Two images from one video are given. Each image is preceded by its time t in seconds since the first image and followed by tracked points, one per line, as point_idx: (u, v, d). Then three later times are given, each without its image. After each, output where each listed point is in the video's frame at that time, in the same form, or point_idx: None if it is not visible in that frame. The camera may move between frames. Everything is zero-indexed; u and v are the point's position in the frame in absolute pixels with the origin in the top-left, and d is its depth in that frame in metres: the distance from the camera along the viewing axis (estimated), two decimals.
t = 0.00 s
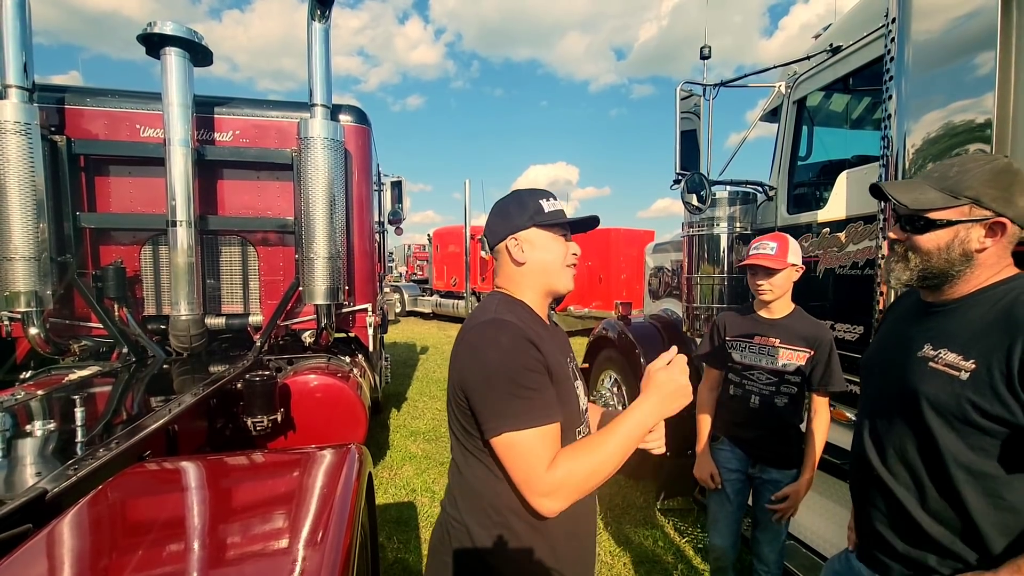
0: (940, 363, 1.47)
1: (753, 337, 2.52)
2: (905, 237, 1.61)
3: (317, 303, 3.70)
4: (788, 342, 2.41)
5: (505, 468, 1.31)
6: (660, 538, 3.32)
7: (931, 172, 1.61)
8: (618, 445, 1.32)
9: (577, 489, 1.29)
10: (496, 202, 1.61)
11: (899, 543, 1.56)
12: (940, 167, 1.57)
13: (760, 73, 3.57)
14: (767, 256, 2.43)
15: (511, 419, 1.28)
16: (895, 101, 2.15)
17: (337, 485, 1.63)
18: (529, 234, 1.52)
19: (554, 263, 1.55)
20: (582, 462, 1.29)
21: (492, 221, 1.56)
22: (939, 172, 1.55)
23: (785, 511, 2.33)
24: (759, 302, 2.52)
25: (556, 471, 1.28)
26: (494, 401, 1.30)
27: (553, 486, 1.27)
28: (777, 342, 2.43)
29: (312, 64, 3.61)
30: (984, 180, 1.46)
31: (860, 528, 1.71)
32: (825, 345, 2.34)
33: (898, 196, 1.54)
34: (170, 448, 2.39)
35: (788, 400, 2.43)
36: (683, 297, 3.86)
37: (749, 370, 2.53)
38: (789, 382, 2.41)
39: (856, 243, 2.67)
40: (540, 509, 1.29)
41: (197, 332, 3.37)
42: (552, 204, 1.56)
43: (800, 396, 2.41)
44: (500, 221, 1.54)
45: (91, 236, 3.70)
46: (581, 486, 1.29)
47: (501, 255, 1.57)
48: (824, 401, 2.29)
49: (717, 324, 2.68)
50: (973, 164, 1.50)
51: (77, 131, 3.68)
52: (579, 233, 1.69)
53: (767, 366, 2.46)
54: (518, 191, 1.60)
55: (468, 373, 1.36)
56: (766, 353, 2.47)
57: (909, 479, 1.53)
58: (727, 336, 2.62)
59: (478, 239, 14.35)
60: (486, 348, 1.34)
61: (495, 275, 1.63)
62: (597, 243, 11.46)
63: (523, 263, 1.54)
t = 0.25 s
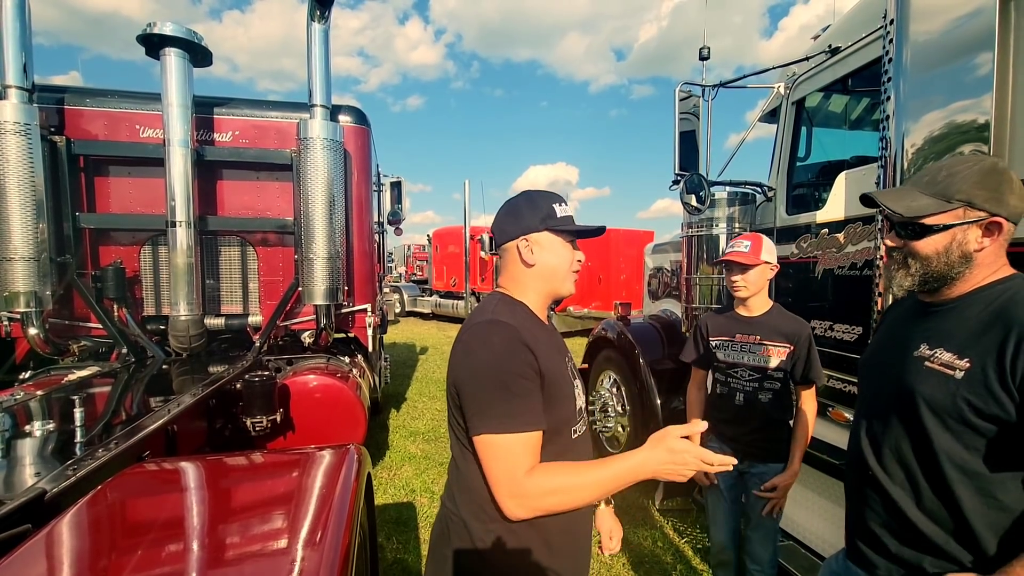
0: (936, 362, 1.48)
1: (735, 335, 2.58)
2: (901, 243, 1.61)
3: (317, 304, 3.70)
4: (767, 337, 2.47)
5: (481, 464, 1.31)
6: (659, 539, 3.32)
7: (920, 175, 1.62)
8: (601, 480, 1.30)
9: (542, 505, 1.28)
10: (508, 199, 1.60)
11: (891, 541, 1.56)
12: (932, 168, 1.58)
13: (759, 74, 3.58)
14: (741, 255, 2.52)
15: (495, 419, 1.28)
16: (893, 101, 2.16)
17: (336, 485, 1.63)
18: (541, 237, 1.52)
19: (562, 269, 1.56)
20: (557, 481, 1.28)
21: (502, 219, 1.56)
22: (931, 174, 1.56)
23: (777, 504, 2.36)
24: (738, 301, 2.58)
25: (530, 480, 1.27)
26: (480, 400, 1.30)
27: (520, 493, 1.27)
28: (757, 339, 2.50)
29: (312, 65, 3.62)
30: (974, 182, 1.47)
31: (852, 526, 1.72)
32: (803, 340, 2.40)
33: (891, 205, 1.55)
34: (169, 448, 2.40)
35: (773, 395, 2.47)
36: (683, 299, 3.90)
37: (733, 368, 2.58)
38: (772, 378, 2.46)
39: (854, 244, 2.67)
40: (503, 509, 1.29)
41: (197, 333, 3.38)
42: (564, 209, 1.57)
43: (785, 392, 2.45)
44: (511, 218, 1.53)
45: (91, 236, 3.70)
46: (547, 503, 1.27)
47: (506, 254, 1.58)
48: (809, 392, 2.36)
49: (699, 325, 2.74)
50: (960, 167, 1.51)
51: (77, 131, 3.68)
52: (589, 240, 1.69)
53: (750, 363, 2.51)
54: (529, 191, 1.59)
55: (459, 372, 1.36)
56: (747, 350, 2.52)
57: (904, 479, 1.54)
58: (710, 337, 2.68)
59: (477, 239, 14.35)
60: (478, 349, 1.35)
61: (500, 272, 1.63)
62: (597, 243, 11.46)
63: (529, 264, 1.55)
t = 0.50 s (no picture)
0: (938, 362, 1.48)
1: (719, 334, 2.59)
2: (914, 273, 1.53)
3: (316, 303, 3.70)
4: (751, 332, 2.50)
5: (474, 458, 1.33)
6: (659, 538, 3.32)
7: (904, 184, 1.60)
8: (587, 491, 1.30)
9: (525, 506, 1.28)
10: (524, 200, 1.60)
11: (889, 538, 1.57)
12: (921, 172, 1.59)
13: (759, 73, 3.57)
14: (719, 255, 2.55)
15: (490, 417, 1.29)
16: (893, 101, 2.16)
17: (335, 484, 1.63)
18: (551, 241, 1.52)
19: (570, 275, 1.56)
20: (546, 485, 1.28)
21: (517, 219, 1.56)
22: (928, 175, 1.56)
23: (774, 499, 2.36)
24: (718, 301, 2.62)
25: (517, 478, 1.28)
26: (478, 398, 1.31)
27: (507, 490, 1.28)
28: (741, 335, 2.52)
29: (312, 64, 3.62)
30: (961, 192, 1.47)
31: (852, 525, 1.72)
32: (785, 333, 2.44)
33: (911, 240, 1.47)
34: (169, 448, 2.40)
35: (761, 389, 2.48)
36: (682, 298, 3.95)
37: (720, 365, 2.59)
38: (758, 372, 2.48)
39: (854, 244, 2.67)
40: (488, 502, 1.30)
41: (197, 332, 3.38)
42: (578, 214, 1.55)
43: (773, 386, 2.46)
44: (523, 220, 1.53)
45: (91, 236, 3.70)
46: (531, 505, 1.28)
47: (518, 255, 1.58)
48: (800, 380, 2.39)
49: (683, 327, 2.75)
50: (939, 184, 1.50)
51: (77, 131, 3.68)
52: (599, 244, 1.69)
53: (736, 359, 2.53)
54: (545, 194, 1.59)
55: (461, 368, 1.37)
56: (731, 347, 2.54)
57: (905, 479, 1.54)
58: (695, 337, 2.68)
59: (478, 239, 14.36)
60: (481, 347, 1.36)
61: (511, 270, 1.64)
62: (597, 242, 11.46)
63: (538, 268, 1.55)
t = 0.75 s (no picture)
0: (935, 364, 1.47)
1: (713, 333, 2.59)
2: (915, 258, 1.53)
3: (316, 303, 3.70)
4: (744, 331, 2.50)
5: (480, 458, 1.33)
6: (659, 538, 3.32)
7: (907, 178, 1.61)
8: (591, 490, 1.30)
9: (530, 504, 1.28)
10: (529, 202, 1.60)
11: (888, 538, 1.57)
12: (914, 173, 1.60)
13: (759, 73, 3.57)
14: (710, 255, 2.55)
15: (496, 418, 1.29)
16: (893, 100, 2.16)
17: (334, 483, 1.63)
18: (550, 245, 1.52)
19: (570, 279, 1.56)
20: (550, 485, 1.28)
21: (521, 220, 1.56)
22: (930, 173, 1.55)
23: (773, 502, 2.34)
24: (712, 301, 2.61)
25: (524, 477, 1.28)
26: (484, 400, 1.31)
27: (512, 489, 1.28)
28: (734, 334, 2.53)
29: (311, 64, 3.62)
30: (973, 186, 1.48)
31: (852, 524, 1.72)
32: (777, 330, 2.44)
33: (915, 219, 1.48)
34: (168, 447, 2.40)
35: (755, 387, 2.49)
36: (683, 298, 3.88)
37: (714, 365, 2.59)
38: (752, 370, 2.48)
39: (854, 244, 2.67)
40: (495, 500, 1.30)
41: (196, 331, 3.38)
42: (580, 218, 1.55)
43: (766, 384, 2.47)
44: (525, 223, 1.54)
45: (91, 235, 3.70)
46: (536, 503, 1.28)
47: (519, 257, 1.59)
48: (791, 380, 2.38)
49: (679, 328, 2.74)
50: (951, 174, 1.51)
51: (77, 130, 3.68)
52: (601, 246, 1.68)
53: (730, 358, 2.53)
54: (548, 197, 1.59)
55: (466, 369, 1.38)
56: (725, 347, 2.55)
57: (902, 481, 1.54)
58: (690, 337, 2.69)
59: (478, 239, 14.36)
60: (487, 349, 1.35)
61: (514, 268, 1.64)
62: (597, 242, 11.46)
63: (537, 271, 1.55)
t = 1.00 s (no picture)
0: (938, 365, 1.47)
1: (716, 335, 2.59)
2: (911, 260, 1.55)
3: (316, 302, 3.71)
4: (746, 334, 2.50)
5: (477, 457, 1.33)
6: (658, 538, 3.32)
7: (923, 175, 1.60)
8: (588, 486, 1.30)
9: (528, 501, 1.28)
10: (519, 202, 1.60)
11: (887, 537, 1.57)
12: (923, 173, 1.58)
13: (759, 73, 3.57)
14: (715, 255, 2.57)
15: (492, 418, 1.29)
16: (892, 100, 2.16)
17: (333, 483, 1.63)
18: (543, 244, 1.52)
19: (564, 278, 1.55)
20: (548, 482, 1.28)
21: (514, 220, 1.56)
22: (937, 173, 1.54)
23: (767, 507, 2.33)
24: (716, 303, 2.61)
25: (520, 475, 1.28)
26: (480, 400, 1.31)
27: (510, 487, 1.28)
28: (737, 336, 2.52)
29: (311, 64, 3.62)
30: (983, 190, 1.45)
31: (850, 524, 1.72)
32: (780, 333, 2.42)
33: (908, 226, 1.49)
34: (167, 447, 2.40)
35: (755, 390, 2.49)
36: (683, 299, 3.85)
37: (715, 366, 2.59)
38: (753, 373, 2.48)
39: (854, 244, 2.67)
40: (492, 499, 1.30)
41: (196, 331, 3.38)
42: (573, 216, 1.55)
43: (766, 387, 2.46)
44: (517, 223, 1.54)
45: (90, 235, 3.70)
46: (534, 501, 1.28)
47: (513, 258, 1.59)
48: (789, 386, 2.34)
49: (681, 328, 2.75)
50: (962, 175, 1.48)
51: (76, 130, 3.68)
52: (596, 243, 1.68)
53: (732, 360, 2.53)
54: (540, 196, 1.59)
55: (461, 370, 1.37)
56: (728, 349, 2.54)
57: (902, 481, 1.54)
58: (692, 338, 2.69)
59: (478, 238, 14.37)
60: (482, 349, 1.35)
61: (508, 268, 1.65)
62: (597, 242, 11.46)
63: (531, 271, 1.55)
